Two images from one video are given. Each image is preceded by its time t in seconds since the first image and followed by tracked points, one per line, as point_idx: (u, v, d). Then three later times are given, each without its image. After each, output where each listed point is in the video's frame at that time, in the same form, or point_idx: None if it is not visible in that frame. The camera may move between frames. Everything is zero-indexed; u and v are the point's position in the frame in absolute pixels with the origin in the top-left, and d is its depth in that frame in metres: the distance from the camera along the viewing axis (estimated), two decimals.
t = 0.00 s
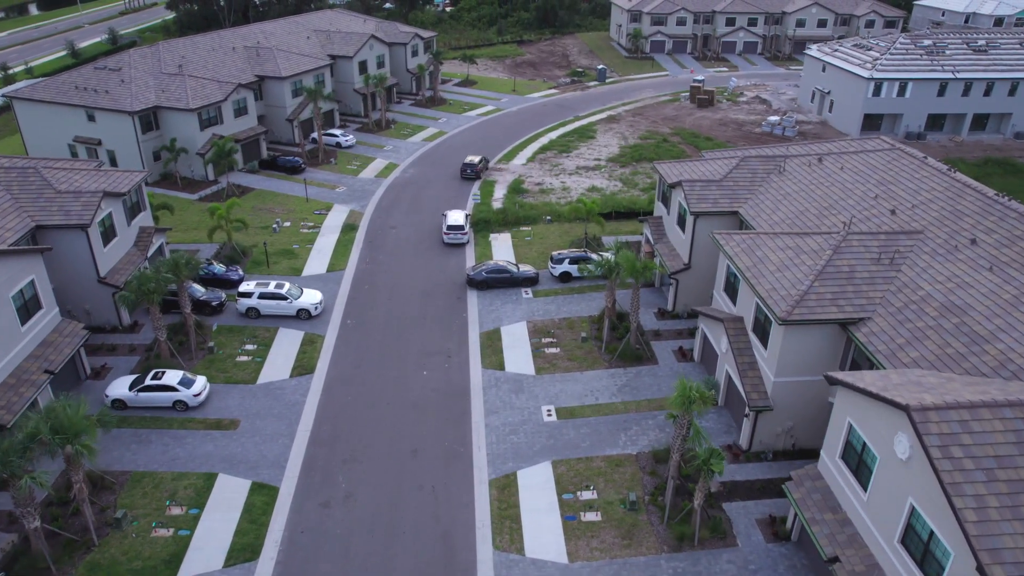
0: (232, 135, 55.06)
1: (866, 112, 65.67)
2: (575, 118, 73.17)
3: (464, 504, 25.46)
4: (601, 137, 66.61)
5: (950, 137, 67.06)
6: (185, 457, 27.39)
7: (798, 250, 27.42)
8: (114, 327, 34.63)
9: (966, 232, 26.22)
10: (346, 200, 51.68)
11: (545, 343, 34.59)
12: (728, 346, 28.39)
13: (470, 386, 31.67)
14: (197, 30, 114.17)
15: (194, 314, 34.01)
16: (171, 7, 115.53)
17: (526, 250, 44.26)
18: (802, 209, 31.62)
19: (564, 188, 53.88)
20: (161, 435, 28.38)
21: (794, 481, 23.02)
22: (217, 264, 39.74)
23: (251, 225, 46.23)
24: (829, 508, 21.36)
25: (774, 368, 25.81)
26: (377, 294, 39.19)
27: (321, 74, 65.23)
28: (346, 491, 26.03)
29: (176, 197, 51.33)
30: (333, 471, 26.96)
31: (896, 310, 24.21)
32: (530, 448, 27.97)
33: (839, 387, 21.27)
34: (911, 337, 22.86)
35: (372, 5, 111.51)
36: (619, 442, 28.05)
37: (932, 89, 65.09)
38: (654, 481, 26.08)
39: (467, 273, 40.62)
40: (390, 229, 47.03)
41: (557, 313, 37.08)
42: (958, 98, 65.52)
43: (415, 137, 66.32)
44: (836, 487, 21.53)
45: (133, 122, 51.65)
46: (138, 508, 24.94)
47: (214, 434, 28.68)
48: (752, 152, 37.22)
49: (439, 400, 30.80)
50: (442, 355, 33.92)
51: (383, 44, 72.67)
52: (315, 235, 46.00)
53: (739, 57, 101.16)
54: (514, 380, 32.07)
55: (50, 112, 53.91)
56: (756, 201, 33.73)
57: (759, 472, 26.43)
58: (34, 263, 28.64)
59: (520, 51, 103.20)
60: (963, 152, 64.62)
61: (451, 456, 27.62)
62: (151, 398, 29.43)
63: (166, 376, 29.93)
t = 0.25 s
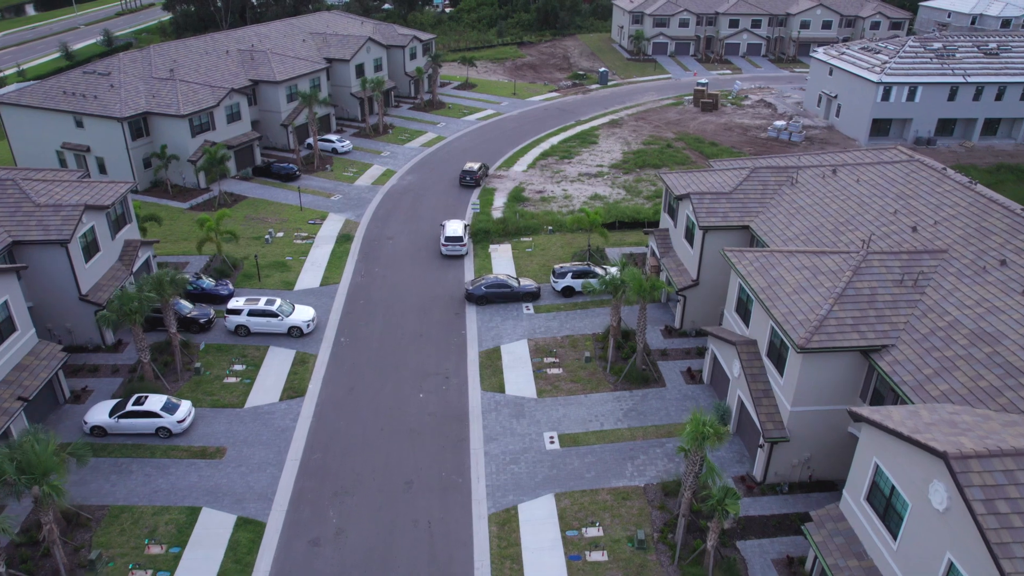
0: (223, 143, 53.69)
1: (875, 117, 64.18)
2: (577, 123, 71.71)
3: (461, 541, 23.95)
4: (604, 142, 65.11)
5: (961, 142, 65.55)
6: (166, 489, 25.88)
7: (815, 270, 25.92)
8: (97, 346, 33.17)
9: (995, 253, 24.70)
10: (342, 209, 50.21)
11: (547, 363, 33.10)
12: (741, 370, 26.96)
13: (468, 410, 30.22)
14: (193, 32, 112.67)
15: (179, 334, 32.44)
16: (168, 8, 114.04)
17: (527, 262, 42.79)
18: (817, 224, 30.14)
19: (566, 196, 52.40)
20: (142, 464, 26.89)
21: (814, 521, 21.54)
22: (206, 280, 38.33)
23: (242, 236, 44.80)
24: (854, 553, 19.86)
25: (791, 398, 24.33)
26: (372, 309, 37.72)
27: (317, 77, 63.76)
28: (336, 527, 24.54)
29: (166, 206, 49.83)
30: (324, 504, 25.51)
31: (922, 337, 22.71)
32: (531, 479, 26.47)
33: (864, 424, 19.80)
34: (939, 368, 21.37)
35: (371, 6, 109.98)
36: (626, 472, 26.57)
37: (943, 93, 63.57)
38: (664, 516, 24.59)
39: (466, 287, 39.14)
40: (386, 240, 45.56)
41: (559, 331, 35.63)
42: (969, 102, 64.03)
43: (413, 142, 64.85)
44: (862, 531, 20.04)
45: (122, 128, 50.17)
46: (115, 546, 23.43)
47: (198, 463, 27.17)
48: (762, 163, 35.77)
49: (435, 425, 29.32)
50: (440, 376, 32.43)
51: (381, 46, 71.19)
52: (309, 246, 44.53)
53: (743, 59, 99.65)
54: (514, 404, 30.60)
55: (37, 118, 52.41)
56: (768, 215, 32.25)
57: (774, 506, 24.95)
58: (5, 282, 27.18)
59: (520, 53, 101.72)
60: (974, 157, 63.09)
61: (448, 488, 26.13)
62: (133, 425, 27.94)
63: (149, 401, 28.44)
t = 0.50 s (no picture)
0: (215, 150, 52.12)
1: (884, 123, 62.71)
2: (578, 127, 70.23)
3: None
4: (606, 147, 63.63)
5: (972, 148, 64.08)
6: (146, 525, 24.36)
7: (835, 292, 24.40)
8: (77, 367, 31.67)
9: None
10: (337, 218, 48.71)
11: (550, 385, 31.56)
12: (755, 397, 25.49)
13: (466, 437, 28.71)
14: (190, 33, 111.13)
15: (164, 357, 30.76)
16: (164, 9, 112.53)
17: (528, 275, 41.29)
18: (834, 241, 28.62)
19: (568, 205, 50.91)
20: (122, 498, 25.38)
21: (838, 568, 20.02)
22: (194, 295, 36.70)
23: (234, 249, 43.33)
24: None
25: (810, 431, 22.82)
26: (367, 326, 36.21)
27: (313, 81, 62.27)
28: (326, 567, 23.02)
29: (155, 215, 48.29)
30: (313, 541, 24.01)
31: (952, 368, 21.18)
32: (533, 514, 24.94)
33: (894, 466, 18.30)
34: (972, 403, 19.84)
35: (369, 6, 108.47)
36: (634, 506, 25.06)
37: (953, 98, 62.08)
38: (675, 556, 23.08)
39: (465, 302, 37.63)
40: (382, 251, 44.05)
41: (561, 350, 34.12)
42: (980, 107, 62.54)
43: (411, 148, 63.35)
44: None
45: (111, 135, 48.67)
46: None
47: (181, 496, 25.66)
48: (773, 175, 34.28)
49: (431, 454, 27.81)
50: (437, 400, 30.90)
51: (378, 49, 69.74)
52: (302, 258, 43.01)
53: (746, 61, 98.19)
54: (515, 430, 29.09)
55: (24, 124, 50.90)
56: (781, 231, 30.74)
57: (792, 544, 23.44)
58: None
59: (520, 54, 100.25)
60: (986, 163, 61.61)
61: (445, 524, 24.63)
62: (112, 455, 26.41)
63: (130, 429, 26.92)
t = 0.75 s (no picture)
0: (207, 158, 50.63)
1: (893, 128, 61.20)
2: (580, 132, 68.74)
3: None
4: (609, 153, 62.14)
5: (983, 153, 62.58)
6: (122, 566, 22.80)
7: (857, 318, 22.86)
8: (56, 391, 30.17)
9: None
10: (332, 228, 47.20)
11: (552, 410, 30.05)
12: (771, 428, 24.01)
13: (464, 467, 27.20)
14: (187, 34, 109.60)
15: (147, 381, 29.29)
16: (160, 10, 110.92)
17: (529, 289, 39.78)
18: (852, 260, 27.11)
19: (570, 214, 49.41)
20: (98, 535, 23.84)
21: None
22: (182, 311, 35.20)
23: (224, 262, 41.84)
24: None
25: (832, 468, 21.29)
26: (361, 344, 34.68)
27: (309, 85, 60.72)
28: None
29: (144, 225, 46.77)
30: None
31: (987, 404, 19.62)
32: (536, 553, 23.38)
33: (929, 516, 16.78)
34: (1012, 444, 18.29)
35: (368, 8, 106.85)
36: (643, 546, 23.51)
37: (965, 102, 60.56)
38: None
39: (464, 319, 36.11)
40: (378, 264, 42.54)
41: (564, 371, 32.60)
42: (992, 112, 61.03)
43: (410, 154, 61.82)
44: None
45: (99, 142, 47.19)
46: None
47: (161, 532, 24.12)
48: (786, 188, 32.78)
49: (428, 486, 26.27)
50: (434, 426, 29.36)
51: (376, 51, 68.24)
52: (295, 271, 41.49)
53: (750, 64, 96.70)
54: (515, 459, 27.58)
55: (10, 131, 49.43)
56: (796, 248, 29.21)
57: None
58: None
59: (521, 56, 98.77)
60: (998, 169, 60.09)
61: (442, 564, 23.08)
62: (88, 488, 24.85)
63: (108, 459, 25.38)
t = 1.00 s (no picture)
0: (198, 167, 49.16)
1: (903, 133, 59.71)
2: (582, 137, 67.23)
3: None
4: (612, 159, 60.64)
5: (996, 159, 61.08)
6: None
7: (883, 347, 21.34)
8: (33, 417, 28.72)
9: None
10: (326, 238, 45.69)
11: (555, 437, 28.54)
12: (789, 463, 22.56)
13: (463, 500, 25.71)
14: (184, 36, 108.12)
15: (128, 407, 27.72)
16: (157, 11, 109.45)
17: (530, 304, 38.27)
18: (873, 280, 25.61)
19: (572, 223, 47.92)
20: None
21: None
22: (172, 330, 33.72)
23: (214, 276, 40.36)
24: None
25: (857, 511, 19.76)
26: (355, 364, 33.19)
27: (304, 89, 59.23)
28: None
29: (133, 235, 45.30)
30: None
31: None
32: None
33: None
34: None
35: (366, 9, 105.14)
36: None
37: (977, 107, 59.05)
38: None
39: (462, 337, 34.61)
40: (374, 277, 41.05)
41: (568, 393, 31.10)
42: (1005, 117, 59.52)
43: (407, 160, 60.31)
44: None
45: (86, 150, 45.74)
46: None
47: (138, 573, 22.59)
48: (800, 202, 31.28)
49: (424, 521, 24.78)
50: (431, 455, 27.87)
51: (374, 55, 66.72)
52: (288, 284, 40.00)
53: (754, 66, 95.20)
54: (516, 491, 26.08)
55: None
56: (812, 267, 27.70)
57: None
58: None
59: (521, 58, 97.27)
60: (1011, 176, 58.60)
61: None
62: (62, 526, 23.35)
63: (83, 494, 23.86)
